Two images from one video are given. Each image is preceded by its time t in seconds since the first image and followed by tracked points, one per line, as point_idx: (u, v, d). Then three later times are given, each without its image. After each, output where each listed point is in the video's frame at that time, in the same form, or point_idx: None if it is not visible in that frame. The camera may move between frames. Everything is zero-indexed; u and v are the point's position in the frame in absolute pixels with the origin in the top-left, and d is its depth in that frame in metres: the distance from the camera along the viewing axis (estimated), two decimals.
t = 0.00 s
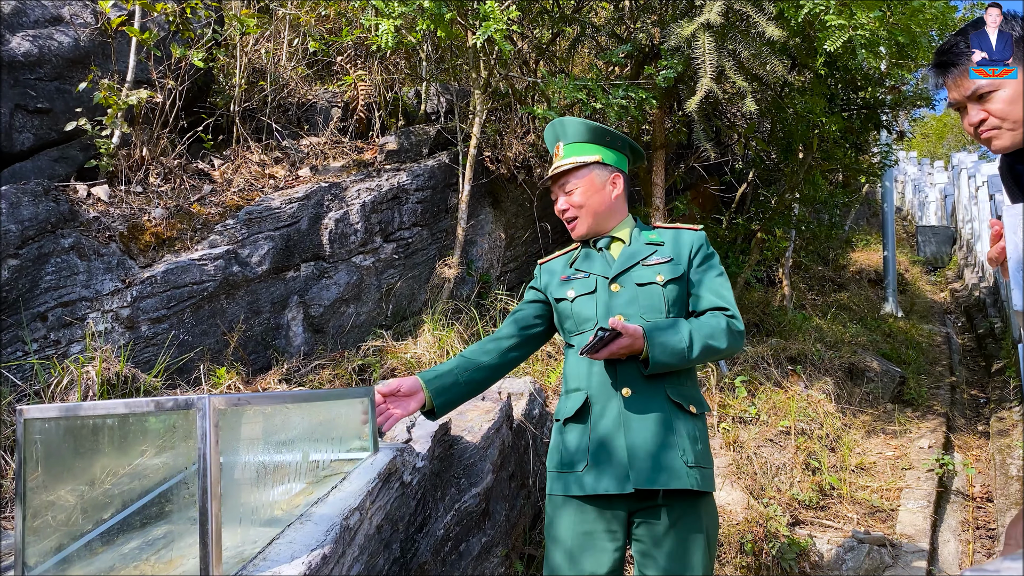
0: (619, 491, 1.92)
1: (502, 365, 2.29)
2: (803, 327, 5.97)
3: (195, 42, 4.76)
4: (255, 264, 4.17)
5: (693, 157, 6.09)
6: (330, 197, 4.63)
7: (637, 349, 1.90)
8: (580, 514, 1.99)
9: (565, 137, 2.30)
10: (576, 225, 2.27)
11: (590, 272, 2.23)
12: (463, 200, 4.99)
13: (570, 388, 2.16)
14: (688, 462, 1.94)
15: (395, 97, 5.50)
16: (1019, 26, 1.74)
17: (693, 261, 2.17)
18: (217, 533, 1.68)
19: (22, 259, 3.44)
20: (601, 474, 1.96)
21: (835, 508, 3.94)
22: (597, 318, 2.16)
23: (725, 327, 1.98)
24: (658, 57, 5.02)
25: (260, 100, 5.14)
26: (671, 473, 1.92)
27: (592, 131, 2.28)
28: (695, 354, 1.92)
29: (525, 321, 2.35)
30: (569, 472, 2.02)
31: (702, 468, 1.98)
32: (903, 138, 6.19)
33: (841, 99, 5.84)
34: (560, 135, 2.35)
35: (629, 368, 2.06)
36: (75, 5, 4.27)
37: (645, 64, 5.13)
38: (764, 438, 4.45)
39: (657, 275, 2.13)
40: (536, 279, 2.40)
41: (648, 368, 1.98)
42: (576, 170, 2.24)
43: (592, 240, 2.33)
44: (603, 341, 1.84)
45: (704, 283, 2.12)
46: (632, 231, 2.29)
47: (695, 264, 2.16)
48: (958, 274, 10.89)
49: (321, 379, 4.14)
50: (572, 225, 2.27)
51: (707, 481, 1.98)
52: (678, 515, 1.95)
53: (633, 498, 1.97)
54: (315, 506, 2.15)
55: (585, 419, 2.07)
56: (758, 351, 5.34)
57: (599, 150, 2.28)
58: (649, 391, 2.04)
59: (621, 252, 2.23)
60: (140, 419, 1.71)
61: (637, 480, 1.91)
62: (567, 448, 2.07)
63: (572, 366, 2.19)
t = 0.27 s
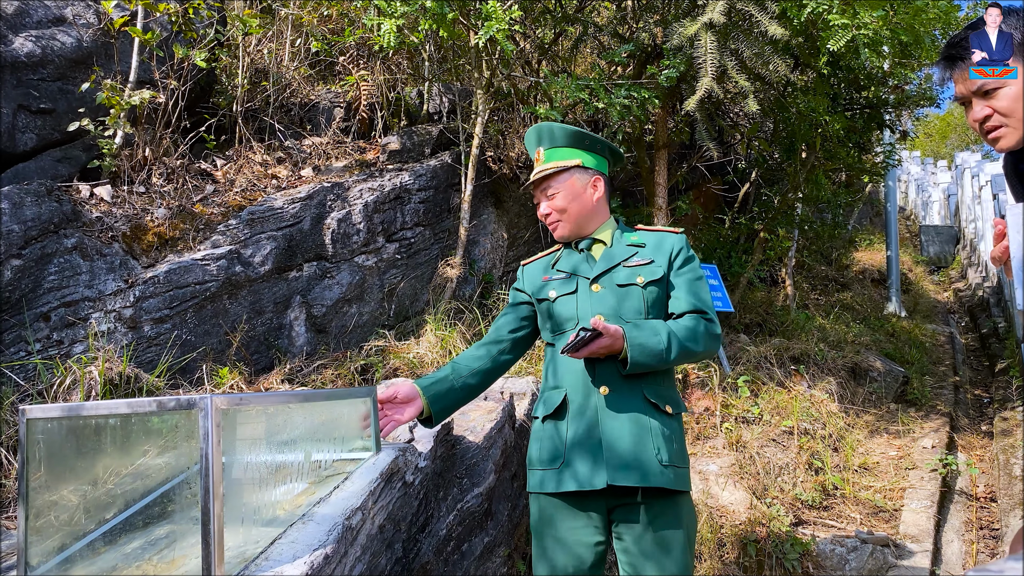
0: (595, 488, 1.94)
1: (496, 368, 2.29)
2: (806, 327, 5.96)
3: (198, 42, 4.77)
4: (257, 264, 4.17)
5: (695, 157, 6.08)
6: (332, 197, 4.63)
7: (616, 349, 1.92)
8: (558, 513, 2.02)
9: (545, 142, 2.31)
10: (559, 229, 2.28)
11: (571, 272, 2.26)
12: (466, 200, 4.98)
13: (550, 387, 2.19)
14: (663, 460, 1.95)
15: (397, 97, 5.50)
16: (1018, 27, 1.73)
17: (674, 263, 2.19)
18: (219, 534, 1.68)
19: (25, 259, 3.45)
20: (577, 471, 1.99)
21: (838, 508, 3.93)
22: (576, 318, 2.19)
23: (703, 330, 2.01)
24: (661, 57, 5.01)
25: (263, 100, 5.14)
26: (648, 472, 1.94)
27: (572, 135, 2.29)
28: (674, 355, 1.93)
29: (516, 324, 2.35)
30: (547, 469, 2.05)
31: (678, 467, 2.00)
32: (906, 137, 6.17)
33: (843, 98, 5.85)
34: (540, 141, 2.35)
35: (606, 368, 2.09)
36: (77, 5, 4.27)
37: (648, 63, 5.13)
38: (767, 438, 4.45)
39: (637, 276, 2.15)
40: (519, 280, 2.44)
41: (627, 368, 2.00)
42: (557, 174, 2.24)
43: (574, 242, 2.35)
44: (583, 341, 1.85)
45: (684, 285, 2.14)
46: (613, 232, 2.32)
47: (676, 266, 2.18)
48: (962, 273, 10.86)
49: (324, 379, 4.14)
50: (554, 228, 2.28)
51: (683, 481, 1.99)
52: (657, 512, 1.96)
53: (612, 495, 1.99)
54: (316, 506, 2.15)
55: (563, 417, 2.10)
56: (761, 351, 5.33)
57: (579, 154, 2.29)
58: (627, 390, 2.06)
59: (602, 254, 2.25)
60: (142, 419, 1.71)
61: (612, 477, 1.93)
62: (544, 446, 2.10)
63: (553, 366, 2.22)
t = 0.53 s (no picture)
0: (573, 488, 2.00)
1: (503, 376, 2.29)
2: (807, 327, 5.95)
3: (198, 42, 4.77)
4: (257, 263, 4.17)
5: (696, 156, 6.08)
6: (333, 197, 4.63)
7: (598, 350, 1.94)
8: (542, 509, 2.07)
9: (534, 144, 2.33)
10: (547, 230, 2.29)
11: (556, 274, 2.29)
12: (467, 199, 4.97)
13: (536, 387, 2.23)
14: (641, 462, 1.98)
15: (398, 97, 5.50)
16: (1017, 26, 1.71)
17: (658, 267, 2.22)
18: (218, 534, 1.68)
19: (25, 259, 3.45)
20: (557, 471, 2.04)
21: (839, 508, 3.92)
22: (561, 319, 2.23)
23: (685, 333, 2.03)
24: (662, 56, 5.00)
25: (263, 99, 5.15)
26: (626, 473, 1.97)
27: (559, 138, 2.32)
28: (654, 357, 1.96)
29: (509, 331, 2.38)
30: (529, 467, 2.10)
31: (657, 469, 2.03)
32: (907, 137, 6.16)
33: (845, 98, 5.82)
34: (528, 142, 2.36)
35: (589, 368, 2.13)
36: (78, 5, 4.27)
37: (649, 63, 5.12)
38: (767, 438, 4.45)
39: (621, 279, 2.18)
40: (506, 281, 2.47)
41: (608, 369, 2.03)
42: (546, 176, 2.26)
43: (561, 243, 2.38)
44: (565, 341, 1.88)
45: (668, 289, 2.16)
46: (600, 235, 2.34)
47: (660, 270, 2.21)
48: (963, 273, 10.85)
49: (324, 379, 4.14)
50: (542, 229, 2.30)
51: (662, 481, 2.03)
52: (636, 512, 2.01)
53: (594, 493, 2.05)
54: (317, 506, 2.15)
55: (546, 415, 2.14)
56: (761, 351, 5.32)
57: (567, 156, 2.32)
58: (608, 392, 2.09)
59: (588, 256, 2.28)
60: (142, 419, 1.71)
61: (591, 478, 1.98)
62: (528, 443, 2.14)
63: (538, 365, 2.26)
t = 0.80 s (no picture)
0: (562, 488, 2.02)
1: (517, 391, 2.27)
2: (804, 326, 5.96)
3: (195, 40, 4.77)
4: (254, 262, 4.16)
5: (693, 156, 6.08)
6: (330, 195, 4.63)
7: (588, 351, 1.98)
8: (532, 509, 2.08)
9: (527, 143, 2.31)
10: (540, 231, 2.28)
11: (547, 275, 2.29)
12: (464, 198, 4.97)
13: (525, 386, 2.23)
14: (630, 461, 2.01)
15: (395, 96, 5.48)
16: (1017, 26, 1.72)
17: (646, 269, 2.25)
18: (213, 533, 1.67)
19: (21, 257, 3.43)
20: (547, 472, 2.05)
21: (836, 508, 3.92)
22: (553, 322, 2.23)
23: (674, 334, 2.08)
24: (659, 56, 5.00)
25: (260, 98, 5.14)
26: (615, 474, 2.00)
27: (554, 139, 2.32)
28: (643, 358, 2.01)
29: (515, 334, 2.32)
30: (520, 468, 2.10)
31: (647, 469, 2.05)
32: (905, 137, 6.17)
33: (843, 98, 5.82)
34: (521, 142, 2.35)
35: (579, 370, 2.16)
36: (74, 3, 4.26)
37: (646, 62, 5.12)
38: (764, 438, 4.45)
39: (610, 281, 2.21)
40: (495, 281, 2.44)
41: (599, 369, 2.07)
42: (541, 177, 2.26)
43: (549, 245, 2.37)
44: (556, 344, 1.93)
45: (656, 291, 2.21)
46: (589, 237, 2.36)
47: (648, 272, 2.24)
48: (960, 274, 10.86)
49: (321, 378, 4.14)
50: (535, 230, 2.28)
51: (652, 481, 2.05)
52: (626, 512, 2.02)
53: (583, 493, 2.07)
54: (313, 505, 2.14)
55: (537, 416, 2.15)
56: (759, 351, 5.33)
57: (561, 158, 2.32)
58: (598, 393, 2.12)
59: (578, 258, 2.30)
60: (138, 417, 1.70)
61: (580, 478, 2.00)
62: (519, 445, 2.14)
63: (530, 365, 2.24)
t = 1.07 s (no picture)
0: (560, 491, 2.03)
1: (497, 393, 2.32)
2: (796, 327, 5.98)
3: (189, 37, 4.74)
4: (247, 261, 4.15)
5: (687, 157, 6.09)
6: (324, 194, 4.61)
7: (589, 355, 2.00)
8: (528, 509, 2.08)
9: (524, 144, 2.34)
10: (535, 233, 2.31)
11: (543, 275, 2.31)
12: (458, 198, 4.96)
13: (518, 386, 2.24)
14: (627, 463, 2.05)
15: (389, 94, 5.47)
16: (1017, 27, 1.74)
17: (643, 273, 2.29)
18: (207, 533, 1.66)
19: (13, 254, 3.39)
20: (544, 474, 2.06)
21: (828, 508, 3.94)
22: (549, 323, 2.25)
23: (670, 338, 2.12)
24: (654, 56, 5.01)
25: (254, 96, 5.13)
26: (612, 476, 2.02)
27: (550, 140, 2.33)
28: (643, 362, 2.04)
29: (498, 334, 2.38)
30: (516, 469, 2.11)
31: (642, 471, 2.09)
32: (897, 138, 6.20)
33: (836, 99, 5.84)
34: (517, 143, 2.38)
35: (577, 372, 2.18)
36: None
37: (640, 62, 5.13)
38: (757, 438, 4.47)
39: (608, 284, 2.24)
40: (488, 280, 2.46)
41: (598, 372, 2.09)
42: (538, 178, 2.28)
43: (545, 246, 2.40)
44: (560, 353, 1.91)
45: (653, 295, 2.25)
46: (584, 240, 2.39)
47: (645, 276, 2.28)
48: (950, 275, 10.94)
49: (314, 377, 4.13)
50: (531, 231, 2.30)
51: (647, 483, 2.09)
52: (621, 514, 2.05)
53: (579, 494, 2.09)
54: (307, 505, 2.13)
55: (534, 416, 2.16)
56: (751, 351, 5.35)
57: (558, 159, 2.34)
58: (595, 395, 2.15)
59: (575, 260, 2.32)
60: (131, 416, 1.69)
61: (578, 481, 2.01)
62: (514, 445, 2.15)
63: (526, 366, 2.25)
